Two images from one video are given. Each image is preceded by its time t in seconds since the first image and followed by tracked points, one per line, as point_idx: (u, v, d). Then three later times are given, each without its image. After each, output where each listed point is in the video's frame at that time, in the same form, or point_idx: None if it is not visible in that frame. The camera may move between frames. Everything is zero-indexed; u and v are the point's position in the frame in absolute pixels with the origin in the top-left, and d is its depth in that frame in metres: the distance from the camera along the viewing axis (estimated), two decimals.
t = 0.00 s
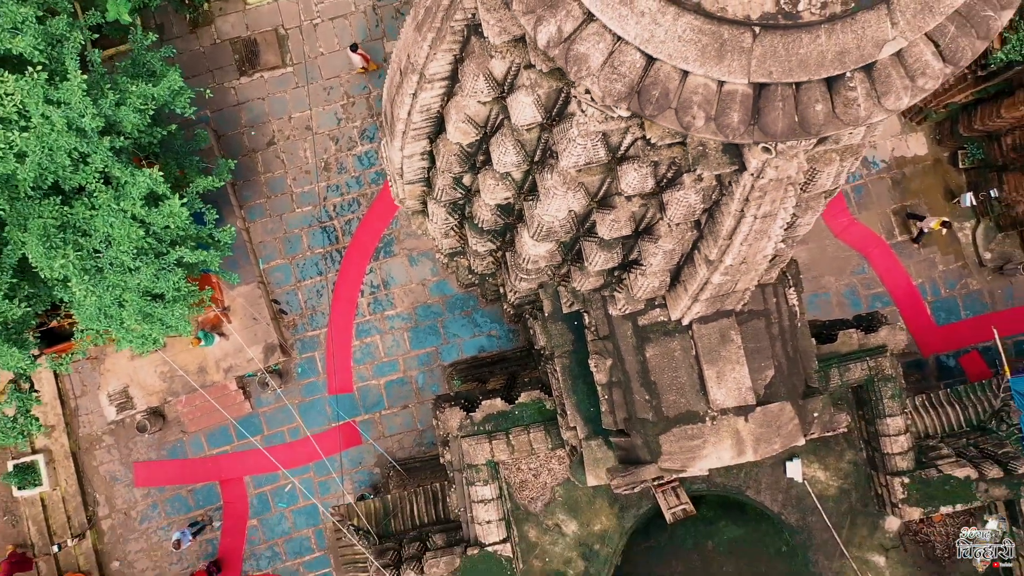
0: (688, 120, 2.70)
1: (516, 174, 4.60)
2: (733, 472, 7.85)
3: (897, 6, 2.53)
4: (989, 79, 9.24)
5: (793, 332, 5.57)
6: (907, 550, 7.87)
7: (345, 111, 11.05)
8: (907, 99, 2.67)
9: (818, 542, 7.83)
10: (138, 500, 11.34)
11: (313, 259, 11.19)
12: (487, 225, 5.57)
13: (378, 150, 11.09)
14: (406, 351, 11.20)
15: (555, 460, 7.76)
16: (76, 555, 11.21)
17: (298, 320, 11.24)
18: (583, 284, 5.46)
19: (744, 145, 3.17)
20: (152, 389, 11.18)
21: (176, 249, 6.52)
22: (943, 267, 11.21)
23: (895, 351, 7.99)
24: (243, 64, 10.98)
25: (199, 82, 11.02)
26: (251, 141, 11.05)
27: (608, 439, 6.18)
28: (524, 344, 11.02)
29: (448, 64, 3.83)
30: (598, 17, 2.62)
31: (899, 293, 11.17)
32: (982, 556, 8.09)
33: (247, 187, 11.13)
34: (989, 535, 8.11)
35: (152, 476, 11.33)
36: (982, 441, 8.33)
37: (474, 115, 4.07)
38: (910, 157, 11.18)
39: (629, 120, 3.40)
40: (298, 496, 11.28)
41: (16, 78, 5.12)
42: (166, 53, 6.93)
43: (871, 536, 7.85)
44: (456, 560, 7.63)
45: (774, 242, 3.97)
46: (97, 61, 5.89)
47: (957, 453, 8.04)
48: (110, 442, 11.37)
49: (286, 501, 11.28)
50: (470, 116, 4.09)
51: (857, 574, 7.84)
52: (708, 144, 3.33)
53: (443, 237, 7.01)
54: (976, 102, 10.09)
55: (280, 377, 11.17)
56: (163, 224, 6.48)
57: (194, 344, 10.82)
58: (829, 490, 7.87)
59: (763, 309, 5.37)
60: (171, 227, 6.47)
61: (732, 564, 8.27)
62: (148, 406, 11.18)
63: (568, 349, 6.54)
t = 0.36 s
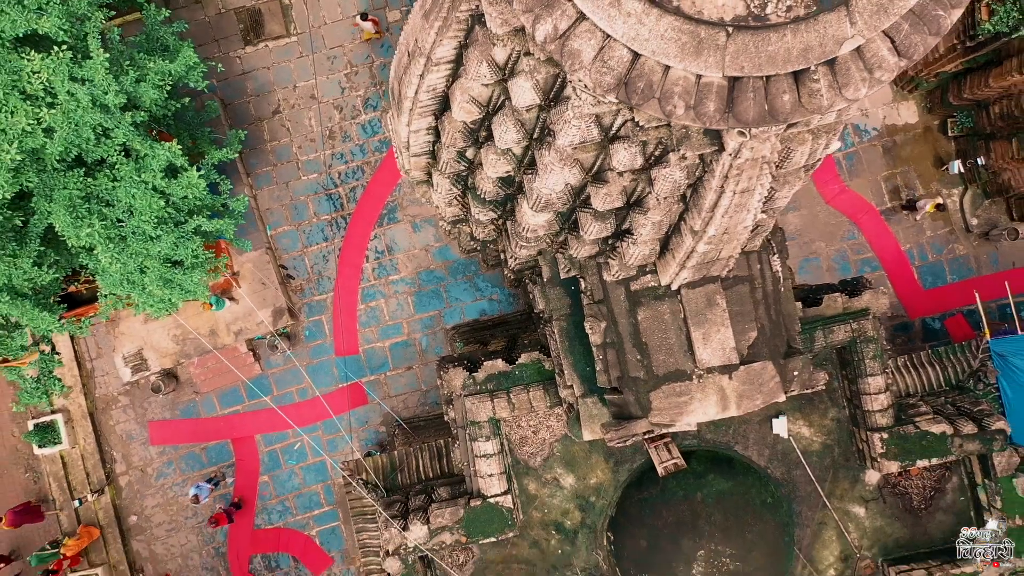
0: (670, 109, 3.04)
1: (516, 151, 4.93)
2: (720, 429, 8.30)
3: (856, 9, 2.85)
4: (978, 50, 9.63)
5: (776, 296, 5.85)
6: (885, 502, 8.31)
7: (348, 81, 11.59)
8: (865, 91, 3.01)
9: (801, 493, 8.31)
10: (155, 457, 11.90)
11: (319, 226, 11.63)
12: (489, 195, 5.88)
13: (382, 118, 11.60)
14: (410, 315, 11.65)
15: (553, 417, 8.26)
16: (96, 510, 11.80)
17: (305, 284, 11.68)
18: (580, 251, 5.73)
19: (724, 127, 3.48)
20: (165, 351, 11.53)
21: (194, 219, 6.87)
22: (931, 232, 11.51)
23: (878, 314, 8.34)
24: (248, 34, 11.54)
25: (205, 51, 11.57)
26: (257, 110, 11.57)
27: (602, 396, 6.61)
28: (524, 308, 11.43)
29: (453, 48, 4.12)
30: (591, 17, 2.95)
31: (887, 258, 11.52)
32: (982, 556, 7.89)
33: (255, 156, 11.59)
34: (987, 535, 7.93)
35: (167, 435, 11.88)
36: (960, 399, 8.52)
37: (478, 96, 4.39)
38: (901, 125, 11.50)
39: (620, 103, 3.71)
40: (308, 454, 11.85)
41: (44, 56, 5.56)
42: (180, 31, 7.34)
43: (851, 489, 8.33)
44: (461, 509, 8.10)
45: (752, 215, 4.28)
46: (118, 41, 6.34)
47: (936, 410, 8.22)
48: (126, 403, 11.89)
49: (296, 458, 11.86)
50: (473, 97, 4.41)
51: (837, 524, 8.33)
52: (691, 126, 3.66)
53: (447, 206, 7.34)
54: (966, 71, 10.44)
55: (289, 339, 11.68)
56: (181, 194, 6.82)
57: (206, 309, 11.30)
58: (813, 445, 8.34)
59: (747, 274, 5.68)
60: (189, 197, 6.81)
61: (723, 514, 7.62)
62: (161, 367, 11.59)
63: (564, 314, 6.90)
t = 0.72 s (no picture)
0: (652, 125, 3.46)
1: (516, 156, 5.32)
2: (711, 417, 8.63)
3: (816, 37, 3.23)
4: (960, 53, 10.11)
5: (760, 291, 6.20)
6: (868, 487, 8.68)
7: (353, 82, 11.95)
8: (824, 108, 3.41)
9: (789, 479, 8.69)
10: (167, 447, 12.31)
11: (326, 223, 12.03)
12: (491, 195, 6.27)
13: (386, 118, 11.99)
14: (414, 309, 12.05)
15: (552, 406, 8.62)
16: (111, 497, 12.17)
17: (312, 279, 12.09)
18: (576, 249, 6.08)
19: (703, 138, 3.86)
20: (178, 344, 11.87)
21: (213, 217, 7.30)
22: (918, 229, 11.90)
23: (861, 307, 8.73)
24: (257, 36, 11.91)
25: (215, 53, 11.96)
26: (265, 110, 11.94)
27: (597, 385, 6.91)
28: (524, 302, 11.83)
29: (459, 63, 4.52)
30: (582, 43, 3.34)
31: (875, 254, 11.91)
32: (982, 555, 8.17)
33: (263, 155, 11.98)
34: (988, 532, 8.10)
35: (179, 426, 12.29)
36: (939, 389, 8.90)
37: (481, 106, 4.78)
38: (889, 125, 11.90)
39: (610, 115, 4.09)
40: (315, 443, 12.26)
41: (77, 66, 6.02)
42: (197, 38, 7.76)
43: (836, 475, 8.70)
44: (464, 494, 8.49)
45: (732, 215, 4.65)
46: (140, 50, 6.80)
47: (917, 399, 8.63)
48: (139, 394, 12.28)
49: (303, 448, 12.27)
50: (477, 107, 4.80)
51: (822, 508, 8.70)
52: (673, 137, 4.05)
53: (451, 205, 7.72)
54: (951, 72, 10.89)
55: (296, 332, 12.09)
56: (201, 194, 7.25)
57: (217, 303, 11.62)
58: (799, 433, 8.72)
59: (732, 269, 6.05)
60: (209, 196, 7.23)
61: (711, 497, 8.10)
62: (173, 359, 11.95)
63: (562, 307, 7.29)
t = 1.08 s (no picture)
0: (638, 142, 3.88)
1: (516, 165, 5.72)
2: (703, 411, 9.08)
3: (783, 64, 3.63)
4: (943, 62, 10.52)
5: (744, 290, 6.60)
6: (852, 478, 9.08)
7: (359, 88, 12.36)
8: (793, 126, 3.81)
9: (777, 471, 9.10)
10: (178, 442, 12.71)
11: (332, 225, 12.43)
12: (493, 201, 6.67)
13: (390, 124, 12.41)
14: (417, 309, 12.46)
15: (551, 401, 9.02)
16: (124, 491, 12.55)
17: (319, 280, 12.49)
18: (572, 251, 6.48)
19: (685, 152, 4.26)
20: (189, 343, 12.37)
21: (229, 221, 7.69)
22: (904, 231, 12.30)
23: (846, 306, 9.13)
24: (265, 44, 12.31)
25: (225, 61, 12.37)
26: (273, 116, 12.34)
27: (592, 381, 7.40)
28: (523, 302, 12.23)
29: (463, 81, 4.93)
30: (575, 69, 3.75)
31: (864, 255, 12.31)
32: (981, 555, 8.72)
33: (271, 159, 12.38)
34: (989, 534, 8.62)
35: (189, 421, 12.69)
36: (920, 385, 9.32)
37: (483, 120, 5.18)
38: (876, 130, 12.31)
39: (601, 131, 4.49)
40: (321, 439, 12.66)
41: (105, 81, 6.43)
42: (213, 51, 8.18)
43: (822, 466, 9.10)
44: (467, 484, 8.89)
45: (715, 220, 5.03)
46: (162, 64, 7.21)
47: (899, 394, 9.03)
48: (151, 391, 12.68)
49: (310, 443, 12.67)
50: (480, 121, 5.20)
51: (809, 498, 9.10)
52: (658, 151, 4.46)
53: (454, 209, 8.11)
54: (935, 80, 11.31)
55: (303, 331, 12.49)
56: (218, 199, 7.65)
57: (226, 303, 12.02)
58: (787, 426, 9.12)
59: (718, 270, 6.43)
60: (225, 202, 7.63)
61: (703, 488, 8.37)
62: (185, 357, 12.40)
63: (559, 306, 7.69)
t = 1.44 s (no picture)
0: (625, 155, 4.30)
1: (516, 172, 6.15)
2: (694, 404, 9.55)
3: (755, 86, 4.07)
4: (926, 70, 10.98)
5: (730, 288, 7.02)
6: (837, 468, 9.52)
7: (364, 95, 12.79)
8: (765, 140, 4.23)
9: (765, 461, 9.54)
10: (189, 436, 13.15)
11: (338, 226, 12.88)
12: (494, 205, 7.10)
13: (394, 129, 12.86)
14: (420, 307, 12.90)
15: (549, 396, 9.50)
16: (137, 484, 12.98)
17: (325, 279, 12.94)
18: (568, 252, 6.91)
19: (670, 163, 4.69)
20: (201, 340, 12.81)
21: (245, 223, 8.14)
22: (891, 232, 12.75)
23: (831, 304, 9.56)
24: (273, 52, 12.75)
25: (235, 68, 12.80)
26: (281, 121, 12.78)
27: (588, 374, 7.82)
28: (523, 300, 12.67)
29: (468, 96, 5.36)
30: (569, 90, 4.19)
31: (852, 256, 12.74)
32: (982, 554, 9.08)
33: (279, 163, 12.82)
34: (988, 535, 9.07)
35: (200, 416, 13.12)
36: (902, 380, 9.74)
37: (486, 132, 5.62)
38: (864, 135, 12.74)
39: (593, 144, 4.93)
40: (328, 433, 13.09)
41: (131, 93, 6.87)
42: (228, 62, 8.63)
43: (808, 457, 9.54)
44: (469, 474, 9.31)
45: (699, 224, 5.46)
46: (183, 76, 7.65)
47: (881, 388, 9.47)
48: (163, 387, 13.11)
49: (317, 437, 13.10)
50: (483, 132, 5.64)
51: (796, 487, 9.54)
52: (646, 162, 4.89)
53: (457, 211, 8.53)
54: (920, 87, 11.74)
55: (311, 329, 12.92)
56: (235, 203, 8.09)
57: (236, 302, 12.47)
58: (774, 419, 9.55)
59: (706, 270, 6.85)
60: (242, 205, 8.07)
61: (694, 477, 8.68)
62: (196, 354, 12.87)
63: (557, 304, 8.12)
